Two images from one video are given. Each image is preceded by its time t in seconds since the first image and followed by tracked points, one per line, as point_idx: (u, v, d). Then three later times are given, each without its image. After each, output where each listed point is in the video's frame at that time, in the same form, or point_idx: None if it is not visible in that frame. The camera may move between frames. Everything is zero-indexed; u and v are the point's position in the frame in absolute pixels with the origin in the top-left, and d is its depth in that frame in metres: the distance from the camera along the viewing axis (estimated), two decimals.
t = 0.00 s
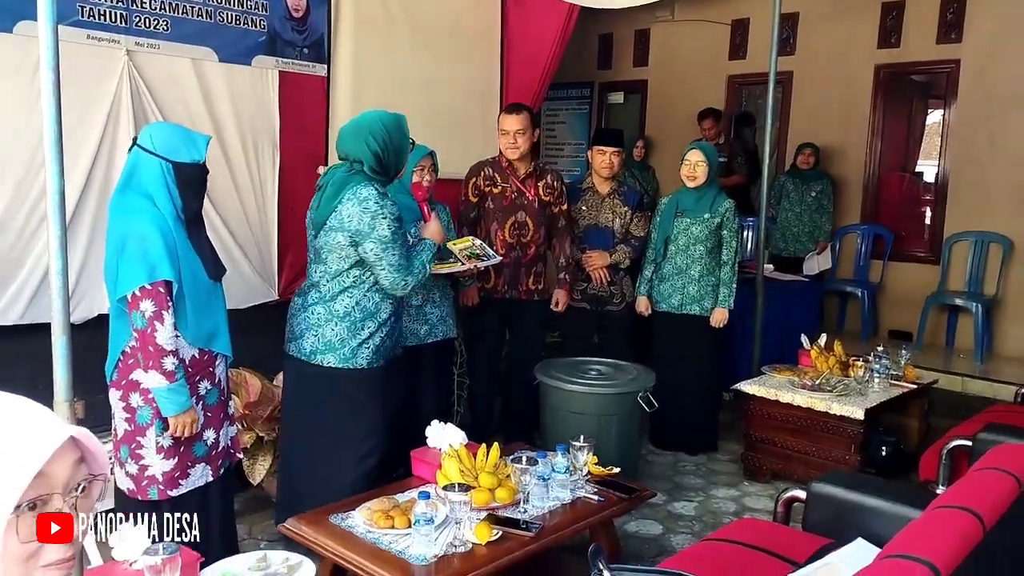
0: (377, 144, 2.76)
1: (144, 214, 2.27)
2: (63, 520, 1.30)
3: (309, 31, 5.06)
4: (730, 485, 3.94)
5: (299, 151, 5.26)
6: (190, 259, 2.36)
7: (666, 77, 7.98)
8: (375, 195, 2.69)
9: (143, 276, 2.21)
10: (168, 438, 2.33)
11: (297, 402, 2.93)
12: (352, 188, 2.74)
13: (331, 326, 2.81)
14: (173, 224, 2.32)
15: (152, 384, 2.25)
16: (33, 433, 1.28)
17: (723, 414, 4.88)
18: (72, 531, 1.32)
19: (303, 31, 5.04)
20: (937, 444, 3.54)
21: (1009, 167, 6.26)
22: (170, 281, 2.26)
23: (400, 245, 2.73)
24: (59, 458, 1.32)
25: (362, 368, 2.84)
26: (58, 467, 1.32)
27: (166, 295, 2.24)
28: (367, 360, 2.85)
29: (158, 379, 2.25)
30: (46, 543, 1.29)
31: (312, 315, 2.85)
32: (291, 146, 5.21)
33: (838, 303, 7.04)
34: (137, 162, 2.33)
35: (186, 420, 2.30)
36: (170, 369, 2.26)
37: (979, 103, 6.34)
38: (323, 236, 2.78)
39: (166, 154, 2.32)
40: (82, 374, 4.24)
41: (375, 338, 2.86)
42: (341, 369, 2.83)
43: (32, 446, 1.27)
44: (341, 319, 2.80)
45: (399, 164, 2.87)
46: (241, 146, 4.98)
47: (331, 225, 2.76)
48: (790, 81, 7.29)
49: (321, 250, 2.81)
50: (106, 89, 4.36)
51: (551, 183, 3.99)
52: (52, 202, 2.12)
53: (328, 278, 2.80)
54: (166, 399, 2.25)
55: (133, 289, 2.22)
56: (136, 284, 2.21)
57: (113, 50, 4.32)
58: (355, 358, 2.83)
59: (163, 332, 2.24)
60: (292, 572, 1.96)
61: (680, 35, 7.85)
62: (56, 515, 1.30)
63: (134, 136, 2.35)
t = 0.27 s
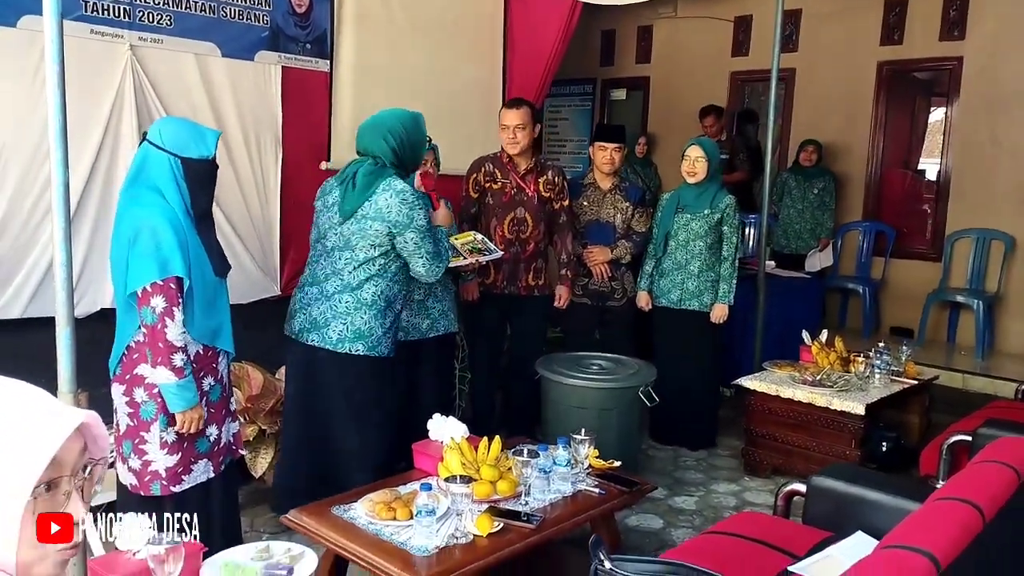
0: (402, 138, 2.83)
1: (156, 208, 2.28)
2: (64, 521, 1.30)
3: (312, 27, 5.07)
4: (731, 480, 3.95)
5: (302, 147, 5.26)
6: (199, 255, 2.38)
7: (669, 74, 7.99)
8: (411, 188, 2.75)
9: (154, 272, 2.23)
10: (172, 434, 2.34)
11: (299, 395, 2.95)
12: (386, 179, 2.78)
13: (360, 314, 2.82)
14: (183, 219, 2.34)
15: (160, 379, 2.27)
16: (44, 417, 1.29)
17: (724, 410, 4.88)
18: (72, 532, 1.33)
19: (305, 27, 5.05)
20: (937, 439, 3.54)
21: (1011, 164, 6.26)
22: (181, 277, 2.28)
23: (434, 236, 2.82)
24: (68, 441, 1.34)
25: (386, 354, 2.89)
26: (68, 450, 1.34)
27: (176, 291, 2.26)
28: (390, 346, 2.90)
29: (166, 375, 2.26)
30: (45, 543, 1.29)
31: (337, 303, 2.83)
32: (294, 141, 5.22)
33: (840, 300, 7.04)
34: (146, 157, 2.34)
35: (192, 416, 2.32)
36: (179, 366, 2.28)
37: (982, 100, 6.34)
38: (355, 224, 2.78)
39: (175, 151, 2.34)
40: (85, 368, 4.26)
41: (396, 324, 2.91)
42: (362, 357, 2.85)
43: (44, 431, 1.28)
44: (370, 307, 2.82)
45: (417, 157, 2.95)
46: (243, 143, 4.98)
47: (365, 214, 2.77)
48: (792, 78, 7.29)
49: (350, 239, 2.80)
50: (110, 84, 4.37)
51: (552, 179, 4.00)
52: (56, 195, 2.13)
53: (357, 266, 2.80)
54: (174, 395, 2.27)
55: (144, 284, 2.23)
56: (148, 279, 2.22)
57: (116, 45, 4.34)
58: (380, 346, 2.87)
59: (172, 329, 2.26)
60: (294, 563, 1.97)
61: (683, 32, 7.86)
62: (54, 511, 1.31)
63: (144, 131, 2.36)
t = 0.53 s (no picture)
0: (424, 143, 2.90)
1: (169, 202, 2.28)
2: (64, 520, 1.24)
3: (312, 24, 5.07)
4: (731, 476, 3.95)
5: (303, 144, 5.26)
6: (210, 252, 2.37)
7: (670, 71, 7.98)
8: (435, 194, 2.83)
9: (167, 267, 2.23)
10: (174, 429, 2.35)
11: (300, 390, 2.95)
12: (409, 182, 2.84)
13: (374, 311, 2.86)
14: (195, 215, 2.33)
15: (166, 374, 2.27)
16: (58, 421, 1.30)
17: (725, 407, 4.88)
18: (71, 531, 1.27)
19: (306, 24, 5.05)
20: (938, 436, 3.54)
21: (1013, 162, 6.25)
22: (194, 274, 2.27)
23: (452, 241, 2.91)
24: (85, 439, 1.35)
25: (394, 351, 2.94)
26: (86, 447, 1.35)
27: (189, 287, 2.26)
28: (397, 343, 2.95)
29: (173, 370, 2.27)
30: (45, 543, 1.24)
31: (352, 297, 2.85)
32: (295, 138, 5.22)
33: (841, 297, 7.04)
34: (161, 154, 2.35)
35: (197, 412, 2.32)
36: (187, 362, 2.28)
37: (983, 97, 6.34)
38: (376, 223, 2.81)
39: (188, 148, 2.35)
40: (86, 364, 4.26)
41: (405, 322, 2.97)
42: (372, 352, 2.89)
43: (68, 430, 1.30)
44: (385, 304, 2.87)
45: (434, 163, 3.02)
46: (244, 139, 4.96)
47: (387, 214, 2.81)
48: (794, 76, 7.29)
49: (370, 236, 2.83)
50: (111, 80, 4.36)
51: (552, 175, 3.97)
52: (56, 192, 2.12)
53: (375, 263, 2.83)
54: (180, 390, 2.27)
55: (156, 279, 2.23)
56: (161, 274, 2.22)
57: (117, 41, 4.33)
58: (389, 342, 2.91)
59: (182, 325, 2.26)
60: (294, 558, 1.97)
61: (684, 29, 7.85)
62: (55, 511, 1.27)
63: (159, 128, 2.38)
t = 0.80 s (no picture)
0: (437, 147, 2.92)
1: (191, 198, 2.32)
2: (64, 520, 1.25)
3: (316, 23, 5.07)
4: (735, 476, 3.95)
5: (307, 144, 5.26)
6: (233, 248, 2.39)
7: (674, 70, 7.97)
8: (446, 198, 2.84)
9: (191, 260, 2.26)
10: (200, 422, 2.40)
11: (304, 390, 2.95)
12: (421, 184, 2.85)
13: (381, 309, 2.87)
14: (216, 211, 2.36)
15: (194, 365, 2.31)
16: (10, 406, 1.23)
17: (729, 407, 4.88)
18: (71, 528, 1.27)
19: (310, 23, 5.05)
20: (944, 435, 3.53)
21: (1018, 160, 6.24)
22: (216, 266, 2.30)
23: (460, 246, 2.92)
24: (52, 428, 1.27)
25: (398, 352, 2.95)
26: (55, 436, 1.27)
27: (212, 280, 2.29)
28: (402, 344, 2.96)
29: (200, 361, 2.30)
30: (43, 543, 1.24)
31: (359, 295, 2.86)
32: (298, 137, 5.22)
33: (845, 296, 7.02)
34: (182, 153, 2.37)
35: (225, 403, 2.36)
36: (213, 353, 2.31)
37: (988, 96, 6.32)
38: (386, 222, 2.82)
39: (207, 146, 2.37)
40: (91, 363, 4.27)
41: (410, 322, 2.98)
42: (376, 351, 2.90)
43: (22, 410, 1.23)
44: (391, 304, 2.88)
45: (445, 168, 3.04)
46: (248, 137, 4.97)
47: (398, 214, 2.81)
48: (797, 75, 7.28)
49: (380, 235, 2.83)
50: (115, 80, 4.37)
51: (557, 175, 3.96)
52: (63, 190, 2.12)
53: (383, 263, 2.84)
54: (208, 380, 2.31)
55: (180, 272, 2.27)
56: (185, 268, 2.26)
57: (122, 41, 4.33)
58: (395, 342, 2.93)
59: (207, 316, 2.29)
60: (300, 557, 1.97)
61: (687, 28, 7.84)
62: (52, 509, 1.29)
63: (183, 128, 2.40)
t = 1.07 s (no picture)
0: (443, 152, 2.94)
1: (200, 198, 2.36)
2: (64, 520, 1.21)
3: (318, 27, 5.09)
4: (738, 477, 3.94)
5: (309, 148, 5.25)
6: (243, 248, 2.41)
7: (674, 72, 7.98)
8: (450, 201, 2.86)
9: (199, 258, 2.31)
10: (218, 416, 2.43)
11: (307, 391, 2.95)
12: (426, 188, 2.87)
13: (383, 312, 2.87)
14: (225, 211, 2.40)
15: (213, 358, 2.36)
16: (15, 392, 1.19)
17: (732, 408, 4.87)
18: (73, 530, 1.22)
19: (312, 27, 5.06)
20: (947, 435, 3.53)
21: (1019, 161, 6.24)
22: (224, 263, 2.34)
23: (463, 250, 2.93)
24: (59, 416, 1.22)
25: (400, 355, 2.95)
26: (66, 424, 1.23)
27: (221, 277, 2.34)
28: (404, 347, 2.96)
29: (219, 353, 2.36)
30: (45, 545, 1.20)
31: (363, 297, 2.86)
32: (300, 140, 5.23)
33: (847, 297, 7.01)
34: (191, 155, 2.43)
35: (247, 393, 2.43)
36: (230, 345, 2.37)
37: (989, 97, 6.33)
38: (390, 225, 2.83)
39: (215, 146, 2.41)
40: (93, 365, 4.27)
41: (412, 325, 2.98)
42: (378, 353, 2.89)
43: (28, 399, 1.19)
44: (394, 306, 2.88)
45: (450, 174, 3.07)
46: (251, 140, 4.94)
47: (402, 217, 2.83)
48: (798, 77, 7.29)
49: (384, 237, 2.84)
50: (117, 83, 4.38)
51: (562, 180, 4.00)
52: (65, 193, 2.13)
53: (386, 265, 2.85)
54: (229, 371, 2.37)
55: (191, 270, 2.31)
56: (193, 266, 2.30)
57: (124, 45, 4.34)
58: (397, 345, 2.93)
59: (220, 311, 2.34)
60: (304, 557, 1.98)
61: (688, 30, 7.85)
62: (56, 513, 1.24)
63: (193, 132, 2.46)
